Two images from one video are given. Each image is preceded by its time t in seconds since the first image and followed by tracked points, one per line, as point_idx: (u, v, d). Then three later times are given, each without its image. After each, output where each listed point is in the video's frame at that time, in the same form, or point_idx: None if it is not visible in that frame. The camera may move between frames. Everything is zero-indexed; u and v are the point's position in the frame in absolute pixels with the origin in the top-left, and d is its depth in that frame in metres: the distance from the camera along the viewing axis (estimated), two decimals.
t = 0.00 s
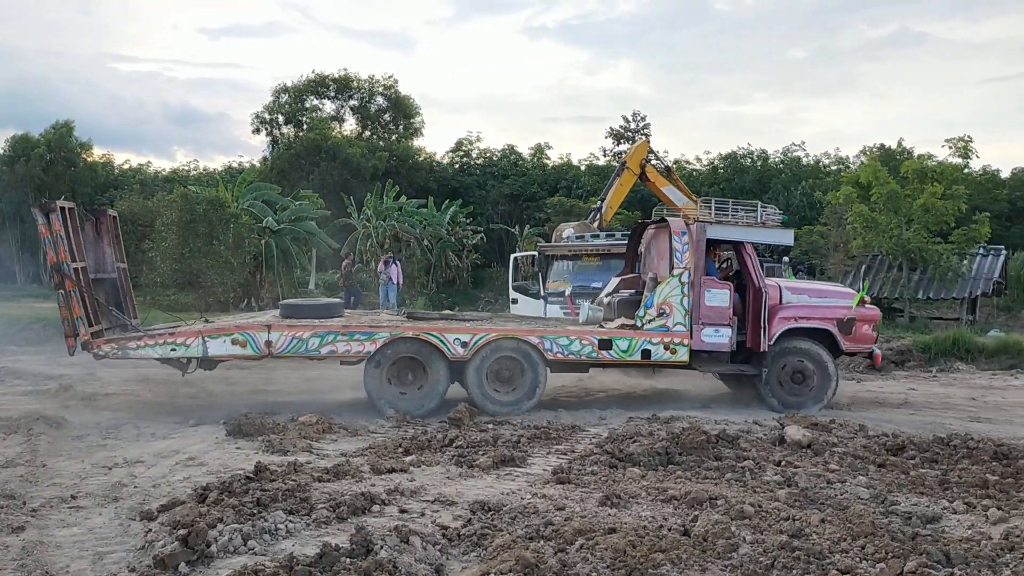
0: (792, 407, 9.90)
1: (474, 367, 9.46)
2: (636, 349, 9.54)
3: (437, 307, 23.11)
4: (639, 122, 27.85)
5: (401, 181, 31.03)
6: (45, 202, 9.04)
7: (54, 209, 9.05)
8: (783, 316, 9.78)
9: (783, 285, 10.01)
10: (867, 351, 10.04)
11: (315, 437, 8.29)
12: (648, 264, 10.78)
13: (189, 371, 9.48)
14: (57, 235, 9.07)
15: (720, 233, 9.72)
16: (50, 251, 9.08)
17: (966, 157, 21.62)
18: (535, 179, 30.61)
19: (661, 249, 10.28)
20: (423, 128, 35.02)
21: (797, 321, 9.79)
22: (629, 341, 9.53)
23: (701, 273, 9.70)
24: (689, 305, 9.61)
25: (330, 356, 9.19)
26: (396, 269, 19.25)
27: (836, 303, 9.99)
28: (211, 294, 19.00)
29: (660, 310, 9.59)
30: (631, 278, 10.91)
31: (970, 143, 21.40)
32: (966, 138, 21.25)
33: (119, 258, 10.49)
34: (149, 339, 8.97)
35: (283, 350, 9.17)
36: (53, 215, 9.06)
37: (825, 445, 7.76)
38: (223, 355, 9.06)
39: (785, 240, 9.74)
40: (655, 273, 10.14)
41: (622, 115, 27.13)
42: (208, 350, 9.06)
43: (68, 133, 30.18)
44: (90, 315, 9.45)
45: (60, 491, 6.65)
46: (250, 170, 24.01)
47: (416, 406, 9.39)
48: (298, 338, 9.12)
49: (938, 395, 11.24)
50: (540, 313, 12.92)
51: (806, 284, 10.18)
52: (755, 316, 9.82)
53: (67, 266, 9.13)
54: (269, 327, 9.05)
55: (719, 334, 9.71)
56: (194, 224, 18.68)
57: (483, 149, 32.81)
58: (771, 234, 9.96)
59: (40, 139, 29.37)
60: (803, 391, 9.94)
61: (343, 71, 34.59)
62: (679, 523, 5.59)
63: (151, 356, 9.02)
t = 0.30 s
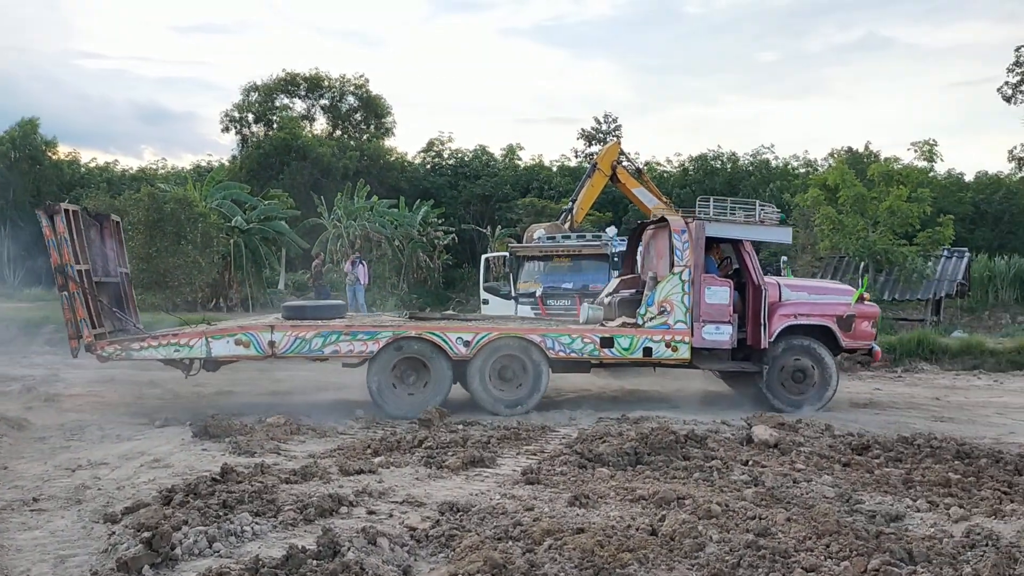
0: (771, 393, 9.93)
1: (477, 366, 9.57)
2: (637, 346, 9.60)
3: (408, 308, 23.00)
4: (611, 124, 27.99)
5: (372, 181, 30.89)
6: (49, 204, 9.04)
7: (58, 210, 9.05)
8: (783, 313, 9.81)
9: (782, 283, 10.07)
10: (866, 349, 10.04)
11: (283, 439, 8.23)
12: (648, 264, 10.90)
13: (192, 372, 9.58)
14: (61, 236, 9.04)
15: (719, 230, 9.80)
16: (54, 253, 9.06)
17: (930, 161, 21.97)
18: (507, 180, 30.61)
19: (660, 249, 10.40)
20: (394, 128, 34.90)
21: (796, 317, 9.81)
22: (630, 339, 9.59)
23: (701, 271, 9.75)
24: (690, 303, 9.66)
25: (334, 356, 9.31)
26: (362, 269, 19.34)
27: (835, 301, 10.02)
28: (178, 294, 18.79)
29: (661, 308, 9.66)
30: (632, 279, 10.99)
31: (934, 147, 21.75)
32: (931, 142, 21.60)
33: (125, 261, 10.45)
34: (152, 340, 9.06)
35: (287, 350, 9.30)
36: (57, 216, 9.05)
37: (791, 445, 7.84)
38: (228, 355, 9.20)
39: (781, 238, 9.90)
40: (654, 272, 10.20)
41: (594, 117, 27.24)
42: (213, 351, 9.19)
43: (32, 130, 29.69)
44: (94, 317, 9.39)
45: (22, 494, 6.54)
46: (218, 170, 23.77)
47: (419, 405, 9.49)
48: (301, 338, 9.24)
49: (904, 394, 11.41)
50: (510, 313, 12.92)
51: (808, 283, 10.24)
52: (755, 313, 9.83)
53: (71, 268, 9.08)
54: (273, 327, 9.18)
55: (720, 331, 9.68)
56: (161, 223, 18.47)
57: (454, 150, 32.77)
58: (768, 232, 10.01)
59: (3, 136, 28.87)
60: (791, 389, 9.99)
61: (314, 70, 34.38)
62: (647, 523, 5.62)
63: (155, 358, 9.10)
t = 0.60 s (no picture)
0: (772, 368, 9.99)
1: (488, 366, 9.60)
2: (647, 347, 9.61)
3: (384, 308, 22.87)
4: (587, 124, 28.08)
5: (347, 180, 30.75)
6: (59, 205, 8.85)
7: (68, 211, 8.87)
8: (791, 313, 9.89)
9: (791, 284, 10.16)
10: (873, 349, 10.13)
11: (256, 439, 8.18)
12: (654, 264, 10.98)
13: (203, 373, 9.57)
14: (72, 237, 8.88)
15: (727, 231, 9.87)
16: (65, 254, 8.88)
17: (901, 162, 22.25)
18: (483, 180, 30.60)
19: (668, 249, 10.46)
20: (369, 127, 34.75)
21: (805, 318, 9.90)
22: (640, 340, 9.60)
23: (711, 272, 9.79)
24: (699, 303, 9.68)
25: (346, 357, 9.31)
26: (335, 268, 19.28)
27: (842, 301, 10.11)
28: (150, 293, 18.60)
29: (671, 308, 9.65)
30: (639, 279, 11.09)
31: (905, 149, 22.03)
32: (902, 144, 21.88)
33: (128, 258, 10.30)
34: (165, 341, 9.04)
35: (299, 351, 9.29)
36: (67, 217, 8.87)
37: (763, 443, 7.92)
38: (240, 356, 9.18)
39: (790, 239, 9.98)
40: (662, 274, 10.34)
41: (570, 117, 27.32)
42: (225, 352, 9.17)
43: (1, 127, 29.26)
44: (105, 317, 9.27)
45: None
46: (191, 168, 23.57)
47: (431, 405, 9.53)
48: (313, 338, 9.24)
49: (876, 393, 11.55)
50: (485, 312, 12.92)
51: (816, 283, 10.33)
52: (763, 313, 9.91)
53: (82, 269, 8.93)
54: (285, 328, 9.18)
55: (729, 331, 9.77)
56: (133, 222, 18.28)
57: (430, 149, 32.71)
58: (776, 232, 10.10)
59: None
60: (789, 379, 10.09)
61: (289, 69, 34.17)
62: (619, 522, 5.65)
63: (168, 358, 9.09)
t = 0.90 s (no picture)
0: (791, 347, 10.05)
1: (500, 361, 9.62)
2: (660, 345, 9.65)
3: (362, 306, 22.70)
4: (564, 121, 28.13)
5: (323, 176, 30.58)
6: (80, 192, 8.97)
7: (88, 198, 8.95)
8: (804, 314, 9.95)
9: (803, 285, 10.21)
10: (885, 351, 10.16)
11: (231, 438, 8.13)
12: (667, 264, 10.91)
13: (218, 362, 9.53)
14: (91, 224, 8.96)
15: (741, 232, 9.84)
16: (84, 241, 8.97)
17: (875, 160, 22.49)
18: (460, 177, 30.56)
19: (681, 249, 10.36)
20: (346, 123, 34.55)
21: (817, 319, 9.96)
22: (654, 337, 9.63)
23: (725, 272, 9.81)
24: (713, 302, 9.73)
25: (361, 349, 9.31)
26: (310, 266, 19.17)
27: (854, 302, 10.16)
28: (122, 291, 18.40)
29: (685, 307, 9.68)
30: (650, 278, 11.07)
31: (879, 147, 22.27)
32: (876, 142, 22.12)
33: (146, 250, 10.36)
34: (182, 330, 9.00)
35: (315, 342, 9.27)
36: (87, 204, 8.96)
37: (739, 439, 7.97)
38: (256, 346, 9.15)
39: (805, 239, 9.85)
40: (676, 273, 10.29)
41: (548, 114, 27.35)
42: (241, 342, 9.14)
43: None
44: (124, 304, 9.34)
45: None
46: (164, 164, 23.34)
47: (444, 400, 9.54)
48: (329, 331, 9.23)
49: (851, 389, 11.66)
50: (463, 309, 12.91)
51: (827, 285, 10.38)
52: (777, 313, 9.97)
53: (101, 256, 9.00)
54: (302, 320, 9.16)
55: (742, 331, 9.81)
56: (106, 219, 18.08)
57: (408, 145, 32.63)
58: (790, 232, 10.05)
59: None
60: (799, 364, 10.14)
61: (264, 64, 33.92)
62: (596, 517, 5.67)
63: (183, 347, 9.04)
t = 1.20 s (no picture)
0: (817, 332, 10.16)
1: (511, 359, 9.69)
2: (671, 339, 9.70)
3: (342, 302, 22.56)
4: (545, 118, 28.16)
5: (303, 171, 30.43)
6: (94, 197, 9.08)
7: (102, 203, 9.07)
8: (814, 307, 10.00)
9: (814, 277, 10.20)
10: (896, 342, 10.23)
11: (209, 435, 8.09)
12: (677, 258, 10.81)
13: (234, 362, 9.71)
14: (106, 228, 9.08)
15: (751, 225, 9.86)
16: (99, 245, 9.10)
17: (852, 157, 22.69)
18: (440, 173, 30.52)
19: (692, 242, 10.31)
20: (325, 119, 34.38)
21: (827, 312, 10.00)
22: (665, 332, 9.69)
23: (735, 265, 9.84)
24: (723, 296, 9.76)
25: (374, 348, 9.41)
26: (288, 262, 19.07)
27: (866, 294, 10.18)
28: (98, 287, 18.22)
29: (695, 301, 9.73)
30: (660, 272, 10.90)
31: (856, 144, 22.47)
32: (853, 139, 22.32)
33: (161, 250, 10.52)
34: (197, 331, 9.18)
35: (328, 341, 9.41)
36: (101, 209, 9.07)
37: (718, 434, 8.02)
38: (270, 346, 9.30)
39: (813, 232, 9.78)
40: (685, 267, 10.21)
41: (528, 110, 27.37)
42: (255, 342, 9.30)
43: None
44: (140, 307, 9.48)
45: None
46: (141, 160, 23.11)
47: (457, 395, 9.63)
48: (342, 329, 9.34)
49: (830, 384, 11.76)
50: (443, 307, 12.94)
51: (838, 277, 10.38)
52: (787, 308, 9.98)
53: (115, 259, 9.13)
54: (314, 319, 9.30)
55: (752, 324, 9.85)
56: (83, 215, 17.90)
57: (387, 141, 32.52)
58: (801, 226, 10.01)
59: None
60: (826, 350, 10.18)
61: (242, 59, 33.68)
62: (576, 512, 5.70)
63: (199, 348, 9.23)
